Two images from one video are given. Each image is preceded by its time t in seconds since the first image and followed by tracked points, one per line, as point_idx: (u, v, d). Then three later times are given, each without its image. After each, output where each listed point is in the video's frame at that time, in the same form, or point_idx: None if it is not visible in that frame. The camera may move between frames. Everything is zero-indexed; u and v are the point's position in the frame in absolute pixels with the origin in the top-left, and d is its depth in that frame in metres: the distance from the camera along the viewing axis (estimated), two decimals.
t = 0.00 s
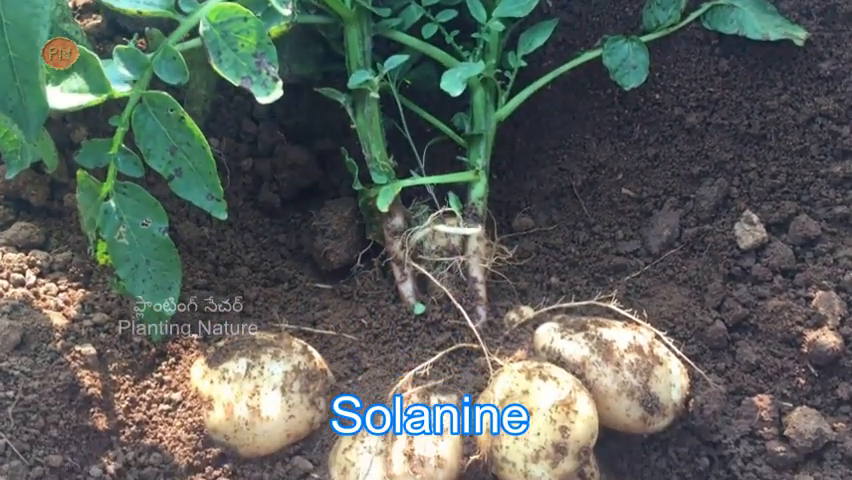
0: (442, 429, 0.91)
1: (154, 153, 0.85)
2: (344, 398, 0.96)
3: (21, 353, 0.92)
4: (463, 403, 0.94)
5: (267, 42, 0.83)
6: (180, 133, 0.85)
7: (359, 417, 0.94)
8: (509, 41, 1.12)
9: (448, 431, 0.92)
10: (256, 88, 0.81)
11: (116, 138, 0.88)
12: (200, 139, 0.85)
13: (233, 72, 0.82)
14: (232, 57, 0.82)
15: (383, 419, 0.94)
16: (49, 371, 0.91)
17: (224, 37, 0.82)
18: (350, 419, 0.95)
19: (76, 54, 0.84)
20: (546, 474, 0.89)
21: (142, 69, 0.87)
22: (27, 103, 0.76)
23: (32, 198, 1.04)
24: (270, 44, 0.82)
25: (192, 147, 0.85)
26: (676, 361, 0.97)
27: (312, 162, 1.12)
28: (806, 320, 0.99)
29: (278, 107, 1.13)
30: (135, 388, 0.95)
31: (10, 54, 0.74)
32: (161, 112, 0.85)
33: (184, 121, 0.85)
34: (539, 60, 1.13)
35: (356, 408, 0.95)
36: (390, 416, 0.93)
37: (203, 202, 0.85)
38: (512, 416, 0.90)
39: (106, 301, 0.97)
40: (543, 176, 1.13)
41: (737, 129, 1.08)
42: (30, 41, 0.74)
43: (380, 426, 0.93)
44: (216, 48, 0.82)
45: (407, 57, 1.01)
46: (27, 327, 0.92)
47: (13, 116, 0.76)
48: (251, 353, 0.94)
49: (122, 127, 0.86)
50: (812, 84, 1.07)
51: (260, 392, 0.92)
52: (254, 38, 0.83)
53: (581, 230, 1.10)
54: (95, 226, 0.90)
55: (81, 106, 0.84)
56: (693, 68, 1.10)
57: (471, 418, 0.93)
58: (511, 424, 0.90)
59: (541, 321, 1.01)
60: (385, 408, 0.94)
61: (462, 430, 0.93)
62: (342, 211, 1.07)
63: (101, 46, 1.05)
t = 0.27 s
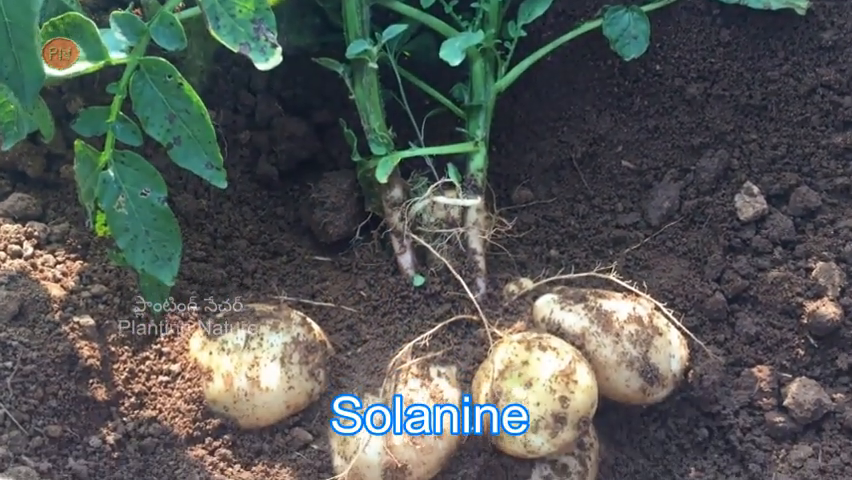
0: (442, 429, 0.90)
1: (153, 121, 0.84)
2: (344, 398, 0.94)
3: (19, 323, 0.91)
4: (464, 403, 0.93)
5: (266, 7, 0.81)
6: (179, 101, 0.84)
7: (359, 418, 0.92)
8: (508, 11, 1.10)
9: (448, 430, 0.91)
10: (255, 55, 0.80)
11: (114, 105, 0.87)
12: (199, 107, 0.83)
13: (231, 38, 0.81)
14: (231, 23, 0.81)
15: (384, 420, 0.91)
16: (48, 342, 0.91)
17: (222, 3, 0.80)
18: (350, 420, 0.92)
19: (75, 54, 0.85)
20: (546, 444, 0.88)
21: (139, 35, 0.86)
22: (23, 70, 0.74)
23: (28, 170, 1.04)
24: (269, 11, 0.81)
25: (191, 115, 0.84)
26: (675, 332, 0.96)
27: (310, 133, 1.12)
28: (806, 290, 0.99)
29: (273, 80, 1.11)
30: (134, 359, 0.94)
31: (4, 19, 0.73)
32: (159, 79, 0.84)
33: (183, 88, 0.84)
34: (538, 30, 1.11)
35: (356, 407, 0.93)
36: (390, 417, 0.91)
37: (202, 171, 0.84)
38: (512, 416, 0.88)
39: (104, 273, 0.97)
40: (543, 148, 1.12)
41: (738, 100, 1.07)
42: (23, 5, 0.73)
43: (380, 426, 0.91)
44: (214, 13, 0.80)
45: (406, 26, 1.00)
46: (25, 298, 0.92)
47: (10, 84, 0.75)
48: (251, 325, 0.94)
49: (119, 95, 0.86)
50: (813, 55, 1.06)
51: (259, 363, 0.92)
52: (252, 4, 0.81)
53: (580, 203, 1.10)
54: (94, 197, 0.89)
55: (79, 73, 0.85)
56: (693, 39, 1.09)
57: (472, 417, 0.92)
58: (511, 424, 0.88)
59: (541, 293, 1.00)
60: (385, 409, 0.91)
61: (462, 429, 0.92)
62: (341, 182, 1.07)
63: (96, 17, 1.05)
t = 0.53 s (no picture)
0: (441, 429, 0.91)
1: (146, 102, 0.84)
2: (343, 398, 0.92)
3: (14, 306, 0.91)
4: (464, 403, 0.94)
5: None
6: (172, 82, 0.84)
7: (360, 418, 0.91)
8: None
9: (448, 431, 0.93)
10: (249, 37, 0.80)
11: (106, 86, 0.86)
12: (193, 89, 0.83)
13: (226, 20, 0.80)
14: (225, 5, 0.80)
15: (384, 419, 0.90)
16: (43, 325, 0.91)
17: None
18: (349, 420, 0.91)
19: (76, 53, 0.83)
20: (541, 427, 0.89)
21: (132, 16, 0.85)
22: (15, 51, 0.75)
23: (22, 152, 1.04)
24: None
25: (184, 97, 0.84)
26: (670, 315, 0.97)
27: (305, 117, 1.11)
28: (800, 274, 0.99)
29: (268, 63, 1.11)
30: (130, 343, 0.94)
31: None
32: (153, 61, 0.84)
33: (176, 70, 0.84)
34: (534, 14, 1.11)
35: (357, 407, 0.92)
36: (390, 416, 0.90)
37: (195, 153, 0.84)
38: (512, 416, 0.89)
39: (99, 257, 0.97)
40: (539, 132, 1.12)
41: (734, 84, 1.07)
42: None
43: (380, 426, 0.90)
44: None
45: (402, 9, 0.99)
46: (20, 281, 0.92)
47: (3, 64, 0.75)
48: (246, 308, 0.94)
49: (112, 76, 0.85)
50: (811, 38, 1.06)
51: (256, 346, 0.92)
52: None
53: (576, 187, 1.10)
54: (85, 179, 0.88)
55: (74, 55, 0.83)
56: (690, 22, 1.09)
57: (472, 418, 0.93)
58: (510, 424, 0.90)
59: (536, 277, 1.00)
60: (384, 407, 0.91)
61: (462, 429, 0.93)
62: (336, 166, 1.06)
63: None
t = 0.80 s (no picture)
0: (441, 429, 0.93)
1: (140, 88, 0.84)
2: (343, 397, 0.92)
3: (7, 292, 0.92)
4: (464, 403, 0.94)
5: None
6: (166, 67, 0.83)
7: (359, 418, 0.90)
8: None
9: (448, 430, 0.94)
10: (244, 22, 0.80)
11: (101, 72, 0.86)
12: (187, 74, 0.83)
13: (220, 5, 0.79)
14: None
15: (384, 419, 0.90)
16: (35, 310, 0.91)
17: None
18: (349, 420, 0.90)
19: (76, 54, 0.89)
20: (533, 413, 0.89)
21: (126, 2, 0.85)
22: (9, 37, 0.75)
23: (14, 138, 1.04)
24: None
25: (179, 82, 0.83)
26: (662, 302, 0.97)
27: (298, 105, 1.11)
28: (792, 261, 0.99)
29: (261, 50, 1.12)
30: (123, 329, 0.95)
31: None
32: (146, 46, 0.84)
33: (170, 54, 0.83)
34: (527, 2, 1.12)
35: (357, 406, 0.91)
36: (390, 417, 0.90)
37: (191, 139, 0.84)
38: (512, 417, 0.90)
39: (91, 243, 0.97)
40: (532, 120, 1.12)
41: (726, 72, 1.08)
42: None
43: (380, 426, 0.89)
44: None
45: None
46: (12, 267, 0.92)
47: None
48: (240, 294, 0.95)
49: (106, 61, 0.85)
50: (803, 26, 1.07)
51: (249, 333, 0.93)
52: None
53: (569, 175, 1.10)
54: (81, 166, 0.89)
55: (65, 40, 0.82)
56: (683, 11, 1.10)
57: (471, 417, 0.93)
58: (510, 423, 0.91)
59: (529, 264, 1.00)
60: (384, 407, 0.90)
61: (462, 429, 0.94)
62: (330, 153, 1.06)
63: None
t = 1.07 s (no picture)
0: (441, 429, 0.94)
1: (132, 77, 0.83)
2: (343, 397, 0.91)
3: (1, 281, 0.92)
4: (464, 403, 0.94)
5: None
6: (158, 56, 0.83)
7: (360, 417, 0.90)
8: None
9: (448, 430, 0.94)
10: (236, 11, 0.80)
11: (92, 61, 0.86)
12: (179, 64, 0.83)
13: None
14: None
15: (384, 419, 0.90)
16: (29, 299, 0.91)
17: None
18: (350, 420, 0.90)
19: (75, 54, 0.91)
20: (527, 401, 0.89)
21: None
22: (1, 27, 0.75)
23: (7, 127, 1.03)
24: None
25: (171, 71, 0.83)
26: (655, 291, 0.97)
27: (292, 94, 1.11)
28: (785, 251, 1.00)
29: (256, 39, 1.11)
30: (116, 317, 0.94)
31: None
32: (138, 35, 0.83)
33: (162, 43, 0.83)
34: None
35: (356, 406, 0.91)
36: (390, 416, 0.89)
37: (183, 128, 0.84)
38: (513, 417, 0.91)
39: (85, 232, 0.96)
40: (526, 109, 1.13)
41: (720, 62, 1.08)
42: None
43: (380, 426, 0.89)
44: None
45: None
46: (5, 257, 0.92)
47: None
48: (234, 284, 0.95)
49: (97, 50, 0.85)
50: (796, 16, 1.07)
51: (243, 322, 0.93)
52: None
53: (563, 164, 1.10)
54: (73, 154, 0.89)
55: (55, 28, 0.81)
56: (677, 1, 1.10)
57: (471, 418, 0.93)
58: (510, 423, 0.91)
59: (523, 254, 1.01)
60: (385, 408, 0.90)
61: (462, 429, 0.94)
62: (324, 142, 1.06)
63: None
